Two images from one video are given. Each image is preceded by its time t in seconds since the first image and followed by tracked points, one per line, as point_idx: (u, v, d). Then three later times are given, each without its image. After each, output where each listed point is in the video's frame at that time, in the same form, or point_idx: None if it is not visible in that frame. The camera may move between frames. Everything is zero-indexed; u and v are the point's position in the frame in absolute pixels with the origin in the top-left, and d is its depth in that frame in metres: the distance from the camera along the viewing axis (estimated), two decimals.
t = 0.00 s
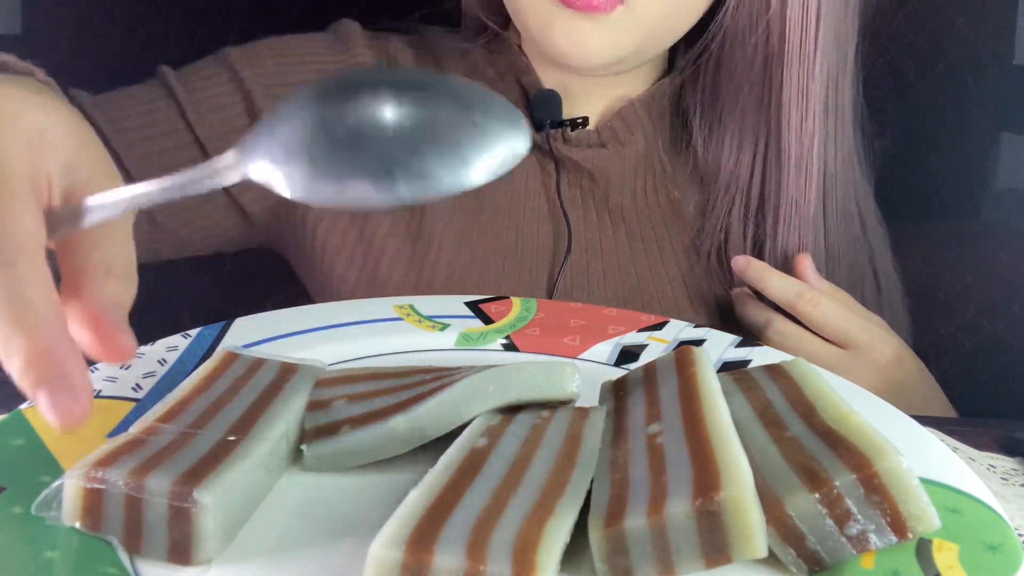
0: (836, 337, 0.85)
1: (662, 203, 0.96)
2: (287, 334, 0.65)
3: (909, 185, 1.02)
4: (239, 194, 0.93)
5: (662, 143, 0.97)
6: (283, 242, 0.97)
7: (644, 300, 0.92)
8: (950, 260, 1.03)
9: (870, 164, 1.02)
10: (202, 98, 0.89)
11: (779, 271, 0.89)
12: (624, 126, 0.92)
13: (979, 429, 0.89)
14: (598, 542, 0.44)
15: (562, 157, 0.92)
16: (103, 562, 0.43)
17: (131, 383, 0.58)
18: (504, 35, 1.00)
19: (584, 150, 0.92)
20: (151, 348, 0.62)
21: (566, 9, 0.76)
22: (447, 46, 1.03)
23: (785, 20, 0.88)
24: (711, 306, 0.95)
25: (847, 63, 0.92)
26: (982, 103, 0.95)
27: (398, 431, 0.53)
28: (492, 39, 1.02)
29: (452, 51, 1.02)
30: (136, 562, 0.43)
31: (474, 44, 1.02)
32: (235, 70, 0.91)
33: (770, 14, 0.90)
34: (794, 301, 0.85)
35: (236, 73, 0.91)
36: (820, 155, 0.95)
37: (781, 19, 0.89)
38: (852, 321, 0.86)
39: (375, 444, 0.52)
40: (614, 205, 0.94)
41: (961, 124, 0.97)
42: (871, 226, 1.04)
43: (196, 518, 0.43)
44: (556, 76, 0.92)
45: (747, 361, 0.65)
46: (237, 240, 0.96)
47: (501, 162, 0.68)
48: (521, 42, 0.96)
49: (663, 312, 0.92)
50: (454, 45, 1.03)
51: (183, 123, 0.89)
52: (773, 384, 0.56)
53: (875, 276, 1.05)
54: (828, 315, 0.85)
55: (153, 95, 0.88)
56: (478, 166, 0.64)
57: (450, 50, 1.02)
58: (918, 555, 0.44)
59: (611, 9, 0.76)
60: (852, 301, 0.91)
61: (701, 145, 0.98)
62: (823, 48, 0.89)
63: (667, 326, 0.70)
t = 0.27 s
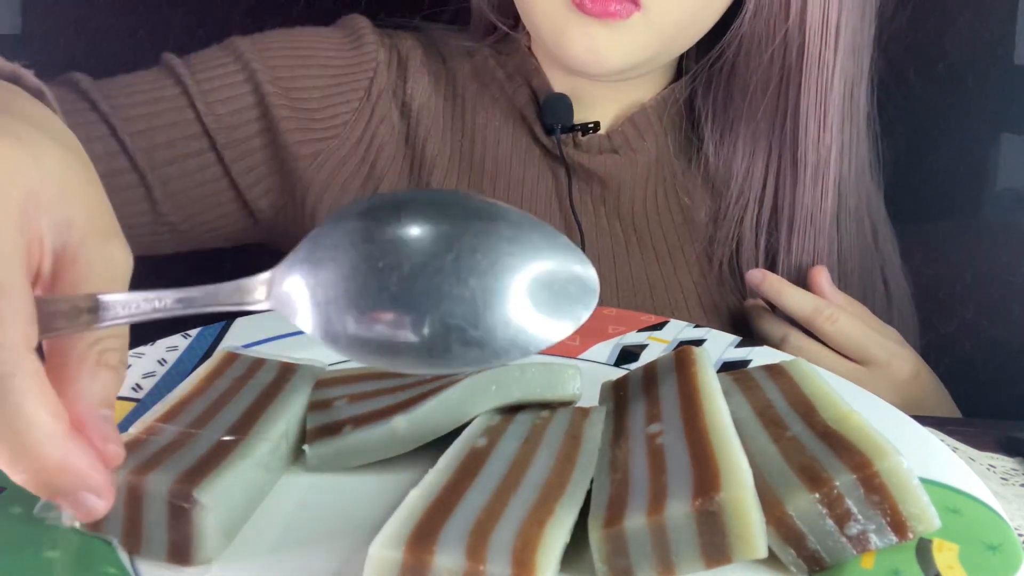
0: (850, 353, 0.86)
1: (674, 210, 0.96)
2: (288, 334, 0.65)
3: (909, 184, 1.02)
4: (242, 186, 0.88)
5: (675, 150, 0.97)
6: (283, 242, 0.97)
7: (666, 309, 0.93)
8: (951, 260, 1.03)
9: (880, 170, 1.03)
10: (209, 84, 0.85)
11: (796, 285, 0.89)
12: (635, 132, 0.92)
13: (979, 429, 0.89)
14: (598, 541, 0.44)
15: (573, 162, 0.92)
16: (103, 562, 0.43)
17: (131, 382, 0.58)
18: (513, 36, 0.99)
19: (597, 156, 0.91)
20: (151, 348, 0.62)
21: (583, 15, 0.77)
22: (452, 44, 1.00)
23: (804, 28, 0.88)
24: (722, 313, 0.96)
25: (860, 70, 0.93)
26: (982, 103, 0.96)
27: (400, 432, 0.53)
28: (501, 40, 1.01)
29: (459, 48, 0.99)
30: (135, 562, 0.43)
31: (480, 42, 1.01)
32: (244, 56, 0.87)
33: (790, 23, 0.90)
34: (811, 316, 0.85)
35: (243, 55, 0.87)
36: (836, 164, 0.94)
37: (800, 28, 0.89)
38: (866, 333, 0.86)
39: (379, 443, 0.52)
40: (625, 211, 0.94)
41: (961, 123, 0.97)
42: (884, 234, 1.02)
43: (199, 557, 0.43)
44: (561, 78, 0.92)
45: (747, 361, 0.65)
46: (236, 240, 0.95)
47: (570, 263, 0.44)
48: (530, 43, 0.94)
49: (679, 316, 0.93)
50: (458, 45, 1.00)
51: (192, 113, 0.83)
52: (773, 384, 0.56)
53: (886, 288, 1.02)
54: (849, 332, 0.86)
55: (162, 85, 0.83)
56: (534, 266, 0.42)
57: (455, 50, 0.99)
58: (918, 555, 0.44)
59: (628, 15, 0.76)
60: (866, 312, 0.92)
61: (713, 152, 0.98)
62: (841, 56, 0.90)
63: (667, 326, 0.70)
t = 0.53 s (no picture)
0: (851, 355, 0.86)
1: (675, 210, 0.97)
2: (287, 334, 0.65)
3: (910, 184, 1.02)
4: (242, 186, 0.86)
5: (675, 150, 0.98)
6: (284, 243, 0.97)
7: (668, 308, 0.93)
8: (951, 260, 1.03)
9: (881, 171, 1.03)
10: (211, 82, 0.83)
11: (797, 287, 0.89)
12: (637, 133, 0.93)
13: (979, 429, 0.89)
14: (598, 541, 0.44)
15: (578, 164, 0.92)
16: (103, 562, 0.42)
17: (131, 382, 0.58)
18: (516, 35, 0.99)
19: (600, 157, 0.92)
20: (152, 348, 0.62)
21: (588, 16, 0.76)
22: (454, 44, 1.00)
23: (807, 30, 0.88)
24: (723, 314, 0.96)
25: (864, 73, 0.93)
26: (983, 103, 0.96)
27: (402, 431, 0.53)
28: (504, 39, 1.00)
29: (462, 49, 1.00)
30: (136, 563, 0.43)
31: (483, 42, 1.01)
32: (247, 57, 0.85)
33: (793, 25, 0.90)
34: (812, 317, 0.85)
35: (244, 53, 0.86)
36: (839, 166, 0.94)
37: (803, 30, 0.89)
38: (867, 335, 0.86)
39: (380, 442, 0.52)
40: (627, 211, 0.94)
41: (962, 123, 0.97)
42: (884, 234, 1.03)
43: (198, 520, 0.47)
44: (561, 78, 0.91)
45: (748, 361, 0.65)
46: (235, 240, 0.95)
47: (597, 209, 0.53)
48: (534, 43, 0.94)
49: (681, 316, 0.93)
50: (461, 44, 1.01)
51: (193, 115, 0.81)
52: (773, 384, 0.56)
53: (886, 288, 1.03)
54: (849, 333, 0.86)
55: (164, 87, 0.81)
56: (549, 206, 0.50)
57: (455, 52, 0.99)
58: (919, 555, 0.44)
59: (633, 16, 0.76)
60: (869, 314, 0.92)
61: (714, 152, 0.99)
62: (845, 59, 0.90)
63: (667, 326, 0.70)
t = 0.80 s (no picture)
0: (847, 351, 0.86)
1: (670, 209, 0.96)
2: (287, 334, 0.64)
3: (909, 184, 1.02)
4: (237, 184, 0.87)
5: (672, 147, 0.97)
6: (283, 243, 0.97)
7: (664, 305, 0.92)
8: (951, 260, 1.03)
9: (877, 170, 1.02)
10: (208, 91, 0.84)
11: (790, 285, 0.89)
12: (633, 132, 0.92)
13: (979, 429, 0.89)
14: (598, 542, 0.44)
15: (573, 161, 0.91)
16: (103, 562, 0.42)
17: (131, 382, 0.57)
18: (512, 35, 0.98)
19: (595, 155, 0.90)
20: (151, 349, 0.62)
21: (585, 13, 0.76)
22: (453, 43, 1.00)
23: (801, 28, 0.89)
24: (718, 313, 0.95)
25: (859, 69, 0.94)
26: (983, 102, 0.96)
27: (404, 432, 0.52)
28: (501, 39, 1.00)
29: (458, 49, 0.99)
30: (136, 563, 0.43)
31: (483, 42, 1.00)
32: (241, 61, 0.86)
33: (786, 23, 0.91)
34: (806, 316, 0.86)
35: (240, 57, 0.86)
36: (833, 164, 0.94)
37: (797, 27, 0.90)
38: (863, 334, 0.86)
39: (383, 444, 0.52)
40: (622, 208, 0.94)
41: (960, 123, 0.97)
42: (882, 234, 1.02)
43: (144, 319, 0.34)
44: (561, 78, 0.92)
45: (747, 361, 0.65)
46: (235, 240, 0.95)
47: None
48: (531, 44, 0.94)
49: (677, 314, 0.93)
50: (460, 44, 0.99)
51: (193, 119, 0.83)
52: (773, 384, 0.56)
53: (882, 284, 1.01)
54: (843, 331, 0.86)
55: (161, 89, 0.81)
56: None
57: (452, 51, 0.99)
58: (919, 555, 0.44)
59: (628, 14, 0.76)
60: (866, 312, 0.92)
61: (711, 151, 0.98)
62: (838, 55, 0.90)
63: (667, 326, 0.70)
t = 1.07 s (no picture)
0: (846, 358, 0.85)
1: (668, 210, 0.96)
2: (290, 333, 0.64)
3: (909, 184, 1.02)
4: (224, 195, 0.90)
5: (671, 148, 0.97)
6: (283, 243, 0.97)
7: (661, 307, 0.92)
8: (951, 260, 1.03)
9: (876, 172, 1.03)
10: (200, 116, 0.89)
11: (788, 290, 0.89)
12: (630, 133, 0.92)
13: (979, 429, 0.89)
14: (598, 542, 0.44)
15: (569, 163, 0.91)
16: (104, 562, 0.42)
17: (131, 383, 0.57)
18: (510, 36, 0.99)
19: (592, 157, 0.91)
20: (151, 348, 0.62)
21: (582, 17, 0.76)
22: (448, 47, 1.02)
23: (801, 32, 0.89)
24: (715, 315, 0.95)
25: (859, 73, 0.94)
26: (983, 103, 0.96)
27: (407, 431, 0.53)
28: (498, 41, 1.01)
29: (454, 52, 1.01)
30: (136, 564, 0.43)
31: (479, 44, 1.02)
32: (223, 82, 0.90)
33: (787, 27, 0.90)
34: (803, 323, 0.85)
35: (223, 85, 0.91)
36: (832, 168, 0.95)
37: (797, 32, 0.89)
38: (860, 341, 0.86)
39: (385, 444, 0.52)
40: (620, 210, 0.94)
41: (961, 124, 0.97)
42: (879, 237, 1.03)
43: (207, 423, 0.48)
44: (560, 80, 0.91)
45: (747, 361, 0.65)
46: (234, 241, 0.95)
47: None
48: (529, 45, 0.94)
49: (674, 315, 0.93)
50: (455, 45, 1.02)
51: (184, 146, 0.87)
52: (773, 384, 0.56)
53: (880, 288, 1.02)
54: (840, 336, 0.85)
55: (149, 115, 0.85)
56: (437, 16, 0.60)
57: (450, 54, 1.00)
58: (919, 555, 0.44)
59: (626, 18, 0.76)
60: (865, 318, 0.92)
61: (709, 153, 0.98)
62: (838, 59, 0.90)
63: (667, 326, 0.70)
